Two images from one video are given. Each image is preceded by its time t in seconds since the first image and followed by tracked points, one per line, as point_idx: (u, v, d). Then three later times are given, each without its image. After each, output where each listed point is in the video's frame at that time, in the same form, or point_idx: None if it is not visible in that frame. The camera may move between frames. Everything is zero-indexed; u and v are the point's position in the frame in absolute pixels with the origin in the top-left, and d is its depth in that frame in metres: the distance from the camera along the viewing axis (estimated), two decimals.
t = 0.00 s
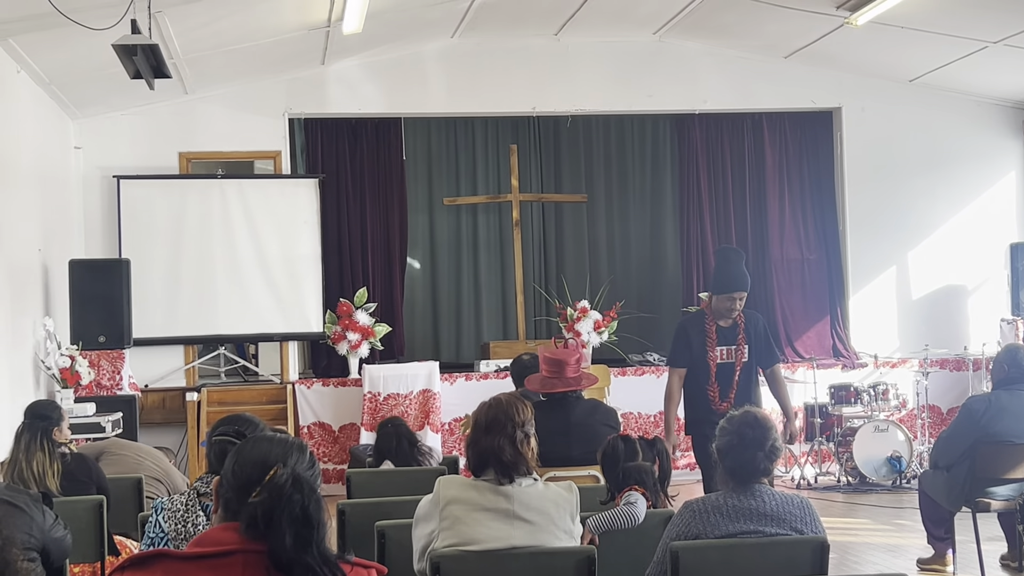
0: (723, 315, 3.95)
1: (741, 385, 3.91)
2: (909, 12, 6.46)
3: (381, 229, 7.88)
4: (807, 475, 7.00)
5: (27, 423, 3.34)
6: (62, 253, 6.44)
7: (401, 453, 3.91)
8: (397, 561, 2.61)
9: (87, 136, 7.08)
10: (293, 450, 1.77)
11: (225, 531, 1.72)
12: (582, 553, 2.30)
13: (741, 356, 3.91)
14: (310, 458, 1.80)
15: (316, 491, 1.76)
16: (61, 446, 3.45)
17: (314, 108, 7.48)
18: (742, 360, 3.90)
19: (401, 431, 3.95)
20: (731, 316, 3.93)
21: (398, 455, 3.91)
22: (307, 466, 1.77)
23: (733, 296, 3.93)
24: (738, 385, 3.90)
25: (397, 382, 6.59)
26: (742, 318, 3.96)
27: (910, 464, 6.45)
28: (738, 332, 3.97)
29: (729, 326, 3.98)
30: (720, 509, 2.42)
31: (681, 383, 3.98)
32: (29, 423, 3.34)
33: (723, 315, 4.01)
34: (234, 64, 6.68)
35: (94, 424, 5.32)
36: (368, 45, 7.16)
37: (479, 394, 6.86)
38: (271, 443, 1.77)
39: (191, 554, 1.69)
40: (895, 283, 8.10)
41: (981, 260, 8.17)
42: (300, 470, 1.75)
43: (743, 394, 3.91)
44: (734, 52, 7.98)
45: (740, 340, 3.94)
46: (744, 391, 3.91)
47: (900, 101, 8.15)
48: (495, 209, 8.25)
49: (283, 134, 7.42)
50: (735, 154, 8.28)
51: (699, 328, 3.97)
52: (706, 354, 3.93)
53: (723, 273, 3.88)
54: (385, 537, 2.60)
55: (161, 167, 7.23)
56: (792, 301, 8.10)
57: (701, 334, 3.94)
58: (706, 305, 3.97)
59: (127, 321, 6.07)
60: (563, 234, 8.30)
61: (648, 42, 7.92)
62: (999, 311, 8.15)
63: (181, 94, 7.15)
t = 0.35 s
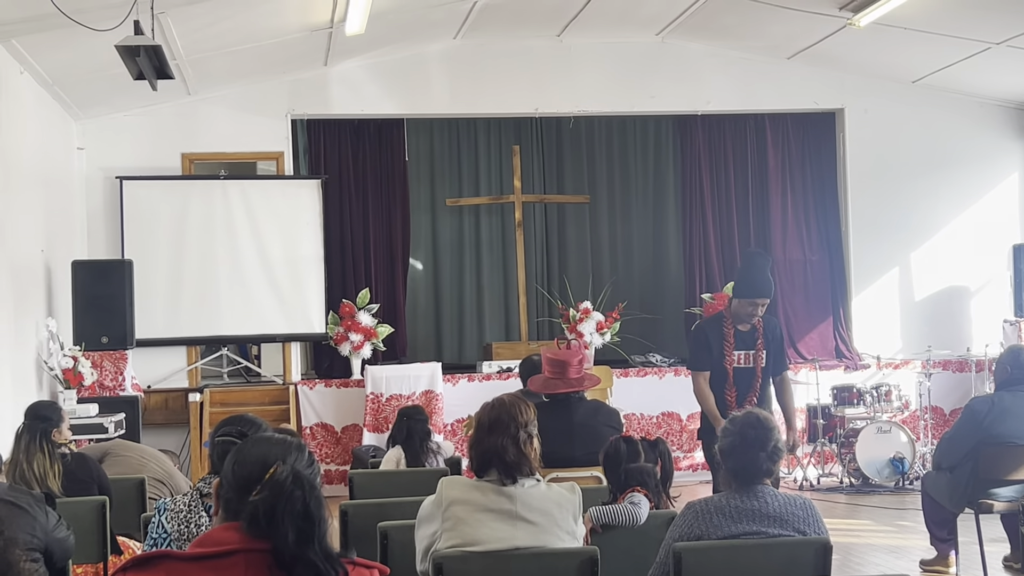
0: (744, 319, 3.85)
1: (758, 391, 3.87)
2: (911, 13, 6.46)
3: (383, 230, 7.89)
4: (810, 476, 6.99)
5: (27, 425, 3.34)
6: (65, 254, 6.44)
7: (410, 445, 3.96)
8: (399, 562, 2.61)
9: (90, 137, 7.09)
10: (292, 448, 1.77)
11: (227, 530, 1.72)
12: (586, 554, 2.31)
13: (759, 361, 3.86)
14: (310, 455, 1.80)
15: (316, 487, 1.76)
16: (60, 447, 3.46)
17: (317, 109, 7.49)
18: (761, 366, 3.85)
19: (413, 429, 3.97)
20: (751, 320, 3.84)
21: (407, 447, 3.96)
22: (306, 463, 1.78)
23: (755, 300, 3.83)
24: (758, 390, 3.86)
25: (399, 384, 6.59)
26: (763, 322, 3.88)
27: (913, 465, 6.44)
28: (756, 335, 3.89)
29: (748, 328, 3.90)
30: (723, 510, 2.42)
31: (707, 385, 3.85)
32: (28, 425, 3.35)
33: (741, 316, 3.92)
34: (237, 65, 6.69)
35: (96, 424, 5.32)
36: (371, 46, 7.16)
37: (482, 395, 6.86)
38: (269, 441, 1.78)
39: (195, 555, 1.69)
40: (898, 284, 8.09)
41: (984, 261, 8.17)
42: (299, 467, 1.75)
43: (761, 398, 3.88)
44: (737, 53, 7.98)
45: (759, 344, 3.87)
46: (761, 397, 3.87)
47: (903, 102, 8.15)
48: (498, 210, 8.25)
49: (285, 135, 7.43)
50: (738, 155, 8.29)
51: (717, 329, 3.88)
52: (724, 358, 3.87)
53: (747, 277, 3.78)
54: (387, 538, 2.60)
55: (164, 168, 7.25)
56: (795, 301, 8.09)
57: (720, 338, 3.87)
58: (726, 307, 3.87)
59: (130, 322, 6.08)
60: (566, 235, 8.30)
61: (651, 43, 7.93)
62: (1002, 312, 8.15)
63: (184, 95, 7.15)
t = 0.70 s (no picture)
0: (776, 318, 3.62)
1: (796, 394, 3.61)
2: (914, 14, 6.45)
3: (385, 230, 7.89)
4: (812, 478, 6.99)
5: (21, 427, 3.33)
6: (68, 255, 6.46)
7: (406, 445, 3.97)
8: (402, 563, 2.62)
9: (93, 138, 7.11)
10: (267, 444, 1.76)
11: (216, 534, 1.72)
12: (588, 555, 2.30)
13: (794, 361, 3.61)
14: (286, 449, 1.78)
15: (298, 479, 1.73)
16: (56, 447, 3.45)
17: (320, 109, 7.50)
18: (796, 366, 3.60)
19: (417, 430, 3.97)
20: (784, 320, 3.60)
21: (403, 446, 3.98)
22: (283, 457, 1.76)
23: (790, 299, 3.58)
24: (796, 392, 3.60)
25: (402, 385, 6.60)
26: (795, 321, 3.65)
27: (916, 466, 6.43)
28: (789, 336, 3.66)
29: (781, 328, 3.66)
30: (726, 511, 2.42)
31: (732, 384, 3.67)
32: (22, 427, 3.34)
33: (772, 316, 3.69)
34: (240, 66, 6.70)
35: (99, 426, 5.34)
36: (374, 47, 7.17)
37: (484, 397, 6.87)
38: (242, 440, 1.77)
39: (186, 562, 1.69)
40: (902, 285, 8.08)
41: (987, 263, 8.15)
42: (276, 461, 1.74)
43: (800, 402, 3.61)
44: (740, 54, 7.99)
45: (793, 345, 3.63)
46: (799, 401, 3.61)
47: (906, 103, 8.14)
48: (501, 211, 8.24)
49: (288, 136, 7.45)
50: (740, 156, 8.29)
51: (748, 329, 3.65)
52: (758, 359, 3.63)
53: (779, 272, 3.55)
54: (390, 539, 2.60)
55: (168, 169, 7.26)
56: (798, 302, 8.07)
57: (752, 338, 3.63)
58: (758, 305, 3.64)
59: (133, 323, 6.08)
60: (569, 236, 8.29)
61: (654, 44, 7.93)
62: (1006, 314, 8.13)
63: (187, 96, 7.17)
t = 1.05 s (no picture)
0: (796, 318, 3.53)
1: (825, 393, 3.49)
2: (916, 16, 6.45)
3: (388, 232, 7.89)
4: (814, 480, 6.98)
5: (25, 428, 3.35)
6: (71, 257, 6.47)
7: (405, 441, 3.99)
8: (405, 565, 2.61)
9: (95, 141, 7.12)
10: (246, 452, 1.80)
11: (202, 544, 1.71)
12: (591, 556, 2.29)
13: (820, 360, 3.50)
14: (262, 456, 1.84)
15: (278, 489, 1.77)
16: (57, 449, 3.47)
17: (322, 111, 7.51)
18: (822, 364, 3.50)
19: (421, 431, 3.96)
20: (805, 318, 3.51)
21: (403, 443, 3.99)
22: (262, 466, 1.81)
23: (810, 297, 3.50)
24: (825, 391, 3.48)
25: (404, 386, 6.61)
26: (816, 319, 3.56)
27: (919, 469, 6.42)
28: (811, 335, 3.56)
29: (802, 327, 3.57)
30: (729, 513, 2.42)
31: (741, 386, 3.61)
32: (26, 429, 3.34)
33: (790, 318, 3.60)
34: (242, 68, 6.71)
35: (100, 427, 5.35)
36: (376, 49, 7.18)
37: (487, 400, 6.83)
38: (222, 447, 1.79)
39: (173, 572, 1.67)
40: (905, 286, 8.07)
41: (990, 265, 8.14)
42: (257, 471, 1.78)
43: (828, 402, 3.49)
44: (742, 56, 7.99)
45: (816, 344, 3.53)
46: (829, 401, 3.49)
47: (909, 105, 8.14)
48: (503, 214, 8.25)
49: (291, 138, 7.46)
50: (743, 158, 8.29)
51: (769, 331, 3.55)
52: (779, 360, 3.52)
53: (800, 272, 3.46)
54: (392, 541, 2.59)
55: (170, 171, 7.27)
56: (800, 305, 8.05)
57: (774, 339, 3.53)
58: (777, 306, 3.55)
59: (135, 325, 6.08)
60: (571, 238, 8.29)
61: (656, 46, 7.93)
62: (1009, 316, 8.11)
63: (189, 98, 7.18)
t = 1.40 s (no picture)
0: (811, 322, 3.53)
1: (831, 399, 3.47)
2: (918, 18, 6.45)
3: (390, 235, 7.90)
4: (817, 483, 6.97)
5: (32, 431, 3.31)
6: (73, 260, 6.48)
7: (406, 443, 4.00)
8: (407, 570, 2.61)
9: (97, 143, 7.13)
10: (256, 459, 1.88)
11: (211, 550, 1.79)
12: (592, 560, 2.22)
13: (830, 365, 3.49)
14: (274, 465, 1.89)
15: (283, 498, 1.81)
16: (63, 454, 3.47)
17: (324, 114, 7.51)
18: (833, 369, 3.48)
19: (422, 434, 3.96)
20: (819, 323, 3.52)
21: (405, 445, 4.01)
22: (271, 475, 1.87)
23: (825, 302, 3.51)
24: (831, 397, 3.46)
25: (406, 389, 6.62)
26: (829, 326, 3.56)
27: (921, 471, 6.42)
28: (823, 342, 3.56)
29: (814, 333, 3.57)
30: (731, 516, 2.41)
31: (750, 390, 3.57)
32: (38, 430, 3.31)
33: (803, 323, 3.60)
34: (244, 71, 6.72)
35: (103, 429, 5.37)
36: (378, 51, 7.18)
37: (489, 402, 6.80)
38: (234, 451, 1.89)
39: None
40: (907, 290, 8.07)
41: (991, 268, 8.13)
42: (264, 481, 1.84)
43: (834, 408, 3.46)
44: (744, 58, 7.99)
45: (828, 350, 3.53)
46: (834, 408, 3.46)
47: (911, 107, 8.13)
48: (505, 216, 8.24)
49: (293, 141, 7.47)
50: (745, 161, 8.30)
51: (781, 334, 3.54)
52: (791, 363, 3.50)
53: (814, 273, 3.49)
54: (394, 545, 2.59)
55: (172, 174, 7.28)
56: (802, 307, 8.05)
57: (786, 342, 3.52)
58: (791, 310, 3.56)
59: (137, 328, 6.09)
60: (573, 241, 8.29)
61: (658, 49, 7.94)
62: (1011, 318, 8.08)
63: (191, 101, 7.19)
